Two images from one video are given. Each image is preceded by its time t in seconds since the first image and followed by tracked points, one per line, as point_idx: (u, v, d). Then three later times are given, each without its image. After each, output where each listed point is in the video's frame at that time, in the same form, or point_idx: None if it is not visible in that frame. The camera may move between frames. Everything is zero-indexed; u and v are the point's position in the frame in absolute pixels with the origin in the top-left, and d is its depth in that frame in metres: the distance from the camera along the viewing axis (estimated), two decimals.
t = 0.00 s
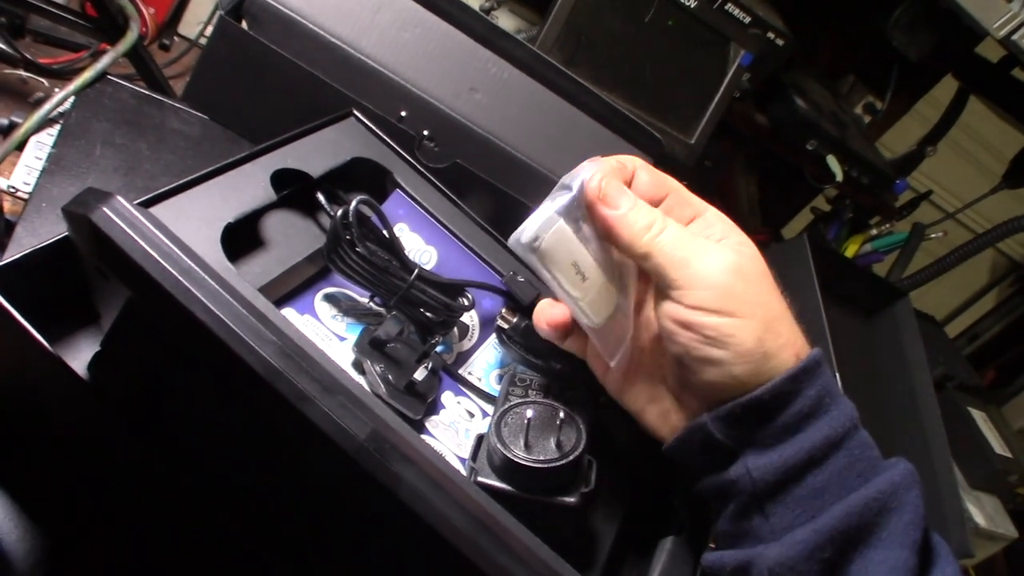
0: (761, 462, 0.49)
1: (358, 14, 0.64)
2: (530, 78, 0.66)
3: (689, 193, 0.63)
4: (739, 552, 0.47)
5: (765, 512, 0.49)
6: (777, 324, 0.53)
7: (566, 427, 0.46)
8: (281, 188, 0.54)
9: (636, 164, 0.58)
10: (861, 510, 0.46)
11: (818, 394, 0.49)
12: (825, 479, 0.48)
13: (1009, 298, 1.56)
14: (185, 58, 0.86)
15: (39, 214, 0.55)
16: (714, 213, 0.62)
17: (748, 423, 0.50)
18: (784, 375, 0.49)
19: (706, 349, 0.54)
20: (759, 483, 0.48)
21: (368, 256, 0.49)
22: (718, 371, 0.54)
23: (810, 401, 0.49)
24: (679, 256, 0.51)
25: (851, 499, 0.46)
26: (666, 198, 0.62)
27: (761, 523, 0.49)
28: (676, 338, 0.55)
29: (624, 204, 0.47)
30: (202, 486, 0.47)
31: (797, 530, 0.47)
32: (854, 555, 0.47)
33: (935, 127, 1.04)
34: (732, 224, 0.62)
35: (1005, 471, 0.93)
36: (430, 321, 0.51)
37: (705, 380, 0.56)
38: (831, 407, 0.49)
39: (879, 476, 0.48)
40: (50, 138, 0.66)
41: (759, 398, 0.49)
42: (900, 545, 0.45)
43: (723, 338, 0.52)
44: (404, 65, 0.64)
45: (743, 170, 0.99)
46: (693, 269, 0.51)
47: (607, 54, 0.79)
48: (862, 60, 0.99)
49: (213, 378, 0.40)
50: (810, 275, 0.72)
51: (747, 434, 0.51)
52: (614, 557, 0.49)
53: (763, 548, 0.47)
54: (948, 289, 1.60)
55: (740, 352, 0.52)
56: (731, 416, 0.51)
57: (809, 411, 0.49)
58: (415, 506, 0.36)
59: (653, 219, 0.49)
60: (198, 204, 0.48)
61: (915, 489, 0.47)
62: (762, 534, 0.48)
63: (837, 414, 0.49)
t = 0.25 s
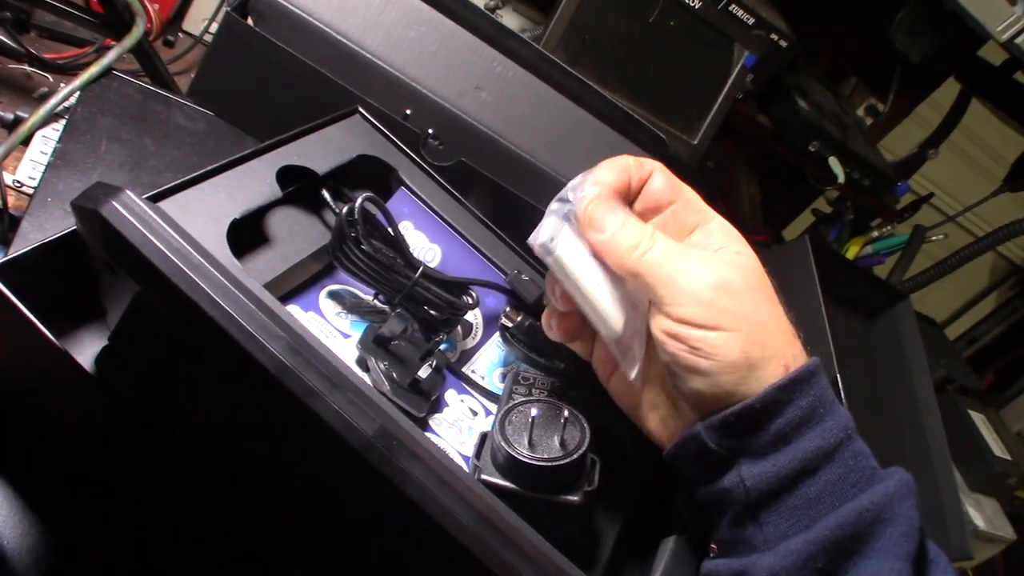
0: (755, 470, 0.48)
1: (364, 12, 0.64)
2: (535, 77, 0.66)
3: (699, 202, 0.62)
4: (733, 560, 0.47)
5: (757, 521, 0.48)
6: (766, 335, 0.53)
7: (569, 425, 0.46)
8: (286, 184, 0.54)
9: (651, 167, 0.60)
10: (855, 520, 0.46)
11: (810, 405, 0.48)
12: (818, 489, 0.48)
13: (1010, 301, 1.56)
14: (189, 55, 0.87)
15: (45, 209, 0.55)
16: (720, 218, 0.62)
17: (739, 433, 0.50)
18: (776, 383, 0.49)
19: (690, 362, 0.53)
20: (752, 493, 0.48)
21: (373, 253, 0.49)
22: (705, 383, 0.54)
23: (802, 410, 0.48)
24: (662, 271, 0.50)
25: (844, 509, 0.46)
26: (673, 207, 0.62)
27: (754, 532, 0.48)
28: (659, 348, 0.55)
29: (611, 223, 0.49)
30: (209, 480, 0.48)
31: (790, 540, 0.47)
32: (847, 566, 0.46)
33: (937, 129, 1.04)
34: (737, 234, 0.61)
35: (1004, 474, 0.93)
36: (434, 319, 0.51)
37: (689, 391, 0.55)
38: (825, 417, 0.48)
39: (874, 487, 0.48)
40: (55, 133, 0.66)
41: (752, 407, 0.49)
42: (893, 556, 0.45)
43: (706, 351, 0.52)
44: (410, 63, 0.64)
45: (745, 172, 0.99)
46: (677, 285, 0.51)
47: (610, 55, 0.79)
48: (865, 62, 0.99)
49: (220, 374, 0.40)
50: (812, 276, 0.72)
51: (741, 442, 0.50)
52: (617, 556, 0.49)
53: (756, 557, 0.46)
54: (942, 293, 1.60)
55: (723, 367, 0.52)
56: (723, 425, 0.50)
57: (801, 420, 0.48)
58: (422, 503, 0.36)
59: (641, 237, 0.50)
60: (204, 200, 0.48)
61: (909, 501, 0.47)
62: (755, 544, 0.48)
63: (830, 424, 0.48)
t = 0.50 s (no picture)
0: (757, 478, 0.49)
1: (367, 11, 0.65)
2: (537, 76, 0.66)
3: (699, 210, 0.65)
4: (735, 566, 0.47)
5: (759, 528, 0.49)
6: (773, 346, 0.52)
7: (572, 424, 0.46)
8: (289, 183, 0.54)
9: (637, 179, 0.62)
10: (857, 526, 0.46)
11: (814, 412, 0.49)
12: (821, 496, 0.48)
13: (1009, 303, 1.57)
14: (192, 54, 0.87)
15: (47, 207, 0.56)
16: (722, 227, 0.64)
17: (741, 440, 0.50)
18: (779, 393, 0.49)
19: (700, 374, 0.54)
20: (754, 500, 0.48)
21: (375, 252, 0.49)
22: (711, 396, 0.55)
23: (805, 419, 0.49)
24: (668, 289, 0.49)
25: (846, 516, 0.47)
26: (674, 216, 0.64)
27: (756, 538, 0.49)
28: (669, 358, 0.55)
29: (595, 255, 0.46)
30: (213, 478, 0.48)
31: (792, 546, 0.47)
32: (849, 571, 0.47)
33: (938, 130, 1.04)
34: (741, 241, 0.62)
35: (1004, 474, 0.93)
36: (436, 318, 0.51)
37: (697, 400, 0.56)
38: (829, 424, 0.49)
39: (876, 493, 0.48)
40: (58, 131, 0.66)
41: (756, 416, 0.49)
42: (894, 562, 0.46)
43: (715, 365, 0.52)
44: (412, 62, 0.64)
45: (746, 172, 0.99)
46: (685, 303, 0.50)
47: (612, 55, 0.79)
48: (866, 62, 0.99)
49: (223, 370, 0.40)
50: (812, 276, 0.72)
51: (745, 450, 0.50)
52: (619, 554, 0.49)
53: (759, 564, 0.47)
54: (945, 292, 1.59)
55: (731, 380, 0.52)
56: (726, 434, 0.50)
57: (805, 428, 0.49)
58: (425, 499, 0.36)
59: (637, 257, 0.47)
60: (207, 198, 0.48)
61: (911, 506, 0.48)
62: (756, 550, 0.49)
63: (833, 431, 0.49)
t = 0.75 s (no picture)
0: (732, 492, 0.48)
1: (367, 11, 0.65)
2: (537, 76, 0.66)
3: (709, 213, 0.64)
4: None
5: (738, 541, 0.49)
6: (745, 363, 0.52)
7: (572, 424, 0.46)
8: (289, 182, 0.54)
9: (650, 179, 0.62)
10: (826, 541, 0.46)
11: (788, 427, 0.49)
12: (797, 511, 0.48)
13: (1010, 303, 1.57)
14: (191, 55, 0.87)
15: (47, 207, 0.56)
16: (731, 233, 0.62)
17: (716, 453, 0.50)
18: (749, 407, 0.49)
19: (669, 386, 0.54)
20: (730, 513, 0.48)
21: (375, 252, 0.49)
22: (679, 409, 0.55)
23: (777, 433, 0.49)
24: (640, 296, 0.51)
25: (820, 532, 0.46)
26: (683, 218, 0.64)
27: (735, 552, 0.49)
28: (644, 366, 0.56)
29: (593, 242, 0.49)
30: (214, 477, 0.48)
31: (762, 560, 0.47)
32: None
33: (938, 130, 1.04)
34: (743, 249, 0.60)
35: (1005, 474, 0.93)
36: (436, 318, 0.50)
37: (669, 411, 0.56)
38: (804, 438, 0.49)
39: (852, 508, 0.48)
40: (58, 131, 0.66)
41: (724, 429, 0.49)
42: None
43: (680, 378, 0.52)
44: (412, 62, 0.64)
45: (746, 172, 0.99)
46: (653, 311, 0.51)
47: (612, 55, 0.79)
48: (866, 62, 0.99)
49: (224, 370, 0.40)
50: (812, 275, 0.72)
51: (720, 463, 0.50)
52: (619, 554, 0.49)
53: None
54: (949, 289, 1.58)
55: (695, 394, 0.52)
56: (699, 446, 0.50)
57: (778, 442, 0.49)
58: (425, 498, 0.36)
59: (620, 259, 0.50)
60: (207, 198, 0.48)
61: (890, 521, 0.47)
62: (736, 563, 0.49)
63: (808, 446, 0.49)
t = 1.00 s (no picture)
0: (728, 493, 0.48)
1: (365, 11, 0.64)
2: (535, 76, 0.66)
3: (728, 211, 0.63)
4: None
5: (733, 543, 0.49)
6: (745, 370, 0.51)
7: (571, 424, 0.46)
8: (286, 183, 0.53)
9: (679, 169, 0.60)
10: (823, 545, 0.46)
11: (787, 431, 0.49)
12: (792, 515, 0.48)
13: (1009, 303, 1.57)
14: (189, 56, 0.87)
15: (45, 207, 0.56)
16: (746, 237, 0.62)
17: (713, 454, 0.49)
18: (750, 410, 0.49)
19: (665, 388, 0.54)
20: (726, 515, 0.48)
21: (373, 252, 0.48)
22: (675, 412, 0.54)
23: (776, 437, 0.49)
24: (647, 297, 0.51)
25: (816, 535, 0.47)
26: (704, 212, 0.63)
27: (729, 553, 0.49)
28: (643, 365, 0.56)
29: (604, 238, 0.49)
30: (212, 478, 0.48)
31: (758, 563, 0.47)
32: None
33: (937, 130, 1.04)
34: (754, 257, 0.60)
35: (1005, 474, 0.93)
36: (434, 318, 0.50)
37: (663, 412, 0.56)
38: (803, 442, 0.49)
39: (848, 511, 0.48)
40: (55, 132, 0.66)
41: (723, 431, 0.49)
42: None
43: (678, 381, 0.52)
44: (410, 62, 0.64)
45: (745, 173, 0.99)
46: (658, 313, 0.51)
47: (611, 55, 0.79)
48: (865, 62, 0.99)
49: (221, 370, 0.40)
50: (812, 275, 0.72)
51: (717, 465, 0.49)
52: (618, 554, 0.49)
53: None
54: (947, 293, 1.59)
55: (691, 397, 0.52)
56: (697, 447, 0.49)
57: (776, 446, 0.49)
58: (424, 498, 0.36)
59: (627, 259, 0.50)
60: (205, 198, 0.48)
61: (884, 523, 0.48)
62: (730, 564, 0.48)
63: (806, 450, 0.49)
